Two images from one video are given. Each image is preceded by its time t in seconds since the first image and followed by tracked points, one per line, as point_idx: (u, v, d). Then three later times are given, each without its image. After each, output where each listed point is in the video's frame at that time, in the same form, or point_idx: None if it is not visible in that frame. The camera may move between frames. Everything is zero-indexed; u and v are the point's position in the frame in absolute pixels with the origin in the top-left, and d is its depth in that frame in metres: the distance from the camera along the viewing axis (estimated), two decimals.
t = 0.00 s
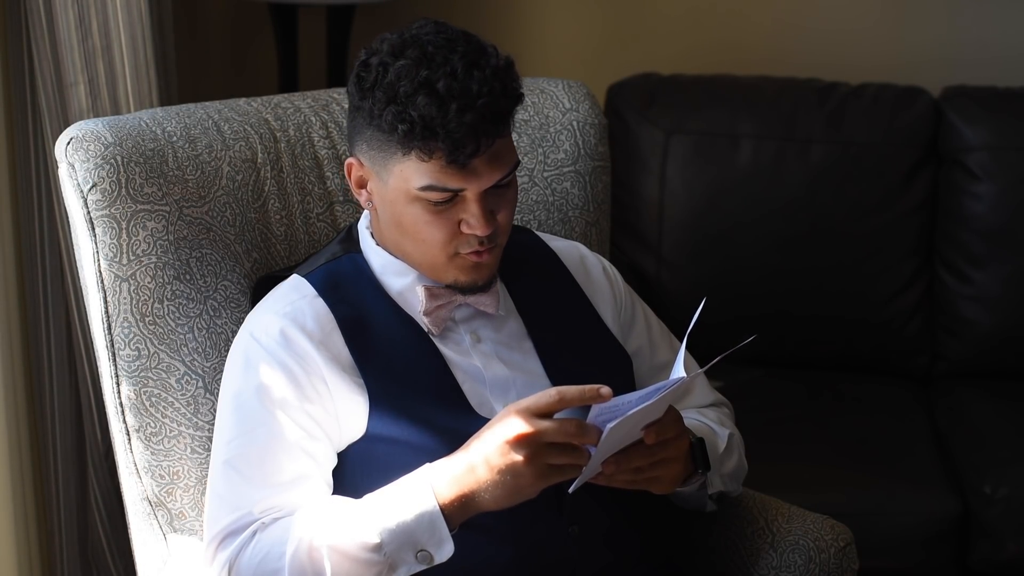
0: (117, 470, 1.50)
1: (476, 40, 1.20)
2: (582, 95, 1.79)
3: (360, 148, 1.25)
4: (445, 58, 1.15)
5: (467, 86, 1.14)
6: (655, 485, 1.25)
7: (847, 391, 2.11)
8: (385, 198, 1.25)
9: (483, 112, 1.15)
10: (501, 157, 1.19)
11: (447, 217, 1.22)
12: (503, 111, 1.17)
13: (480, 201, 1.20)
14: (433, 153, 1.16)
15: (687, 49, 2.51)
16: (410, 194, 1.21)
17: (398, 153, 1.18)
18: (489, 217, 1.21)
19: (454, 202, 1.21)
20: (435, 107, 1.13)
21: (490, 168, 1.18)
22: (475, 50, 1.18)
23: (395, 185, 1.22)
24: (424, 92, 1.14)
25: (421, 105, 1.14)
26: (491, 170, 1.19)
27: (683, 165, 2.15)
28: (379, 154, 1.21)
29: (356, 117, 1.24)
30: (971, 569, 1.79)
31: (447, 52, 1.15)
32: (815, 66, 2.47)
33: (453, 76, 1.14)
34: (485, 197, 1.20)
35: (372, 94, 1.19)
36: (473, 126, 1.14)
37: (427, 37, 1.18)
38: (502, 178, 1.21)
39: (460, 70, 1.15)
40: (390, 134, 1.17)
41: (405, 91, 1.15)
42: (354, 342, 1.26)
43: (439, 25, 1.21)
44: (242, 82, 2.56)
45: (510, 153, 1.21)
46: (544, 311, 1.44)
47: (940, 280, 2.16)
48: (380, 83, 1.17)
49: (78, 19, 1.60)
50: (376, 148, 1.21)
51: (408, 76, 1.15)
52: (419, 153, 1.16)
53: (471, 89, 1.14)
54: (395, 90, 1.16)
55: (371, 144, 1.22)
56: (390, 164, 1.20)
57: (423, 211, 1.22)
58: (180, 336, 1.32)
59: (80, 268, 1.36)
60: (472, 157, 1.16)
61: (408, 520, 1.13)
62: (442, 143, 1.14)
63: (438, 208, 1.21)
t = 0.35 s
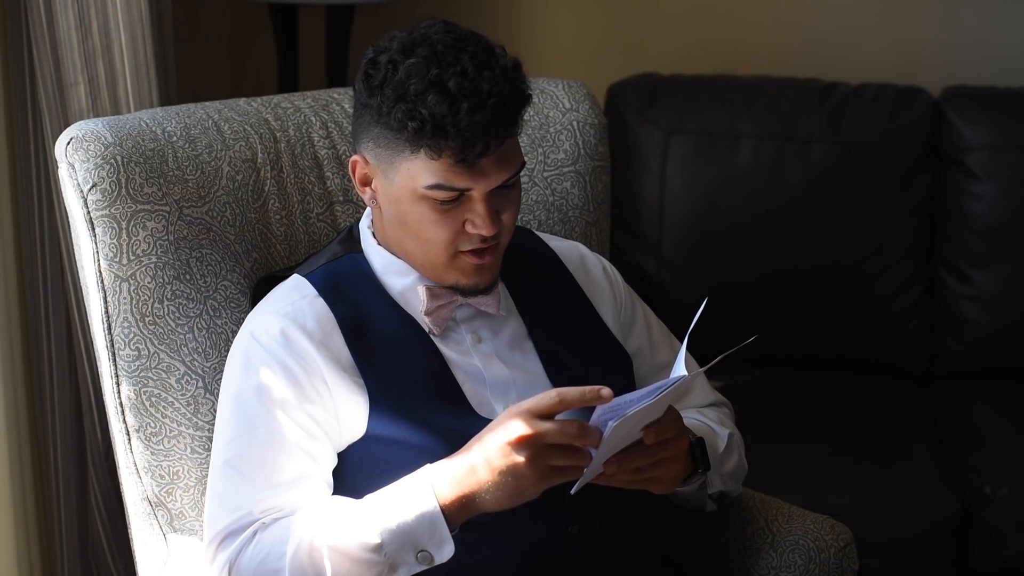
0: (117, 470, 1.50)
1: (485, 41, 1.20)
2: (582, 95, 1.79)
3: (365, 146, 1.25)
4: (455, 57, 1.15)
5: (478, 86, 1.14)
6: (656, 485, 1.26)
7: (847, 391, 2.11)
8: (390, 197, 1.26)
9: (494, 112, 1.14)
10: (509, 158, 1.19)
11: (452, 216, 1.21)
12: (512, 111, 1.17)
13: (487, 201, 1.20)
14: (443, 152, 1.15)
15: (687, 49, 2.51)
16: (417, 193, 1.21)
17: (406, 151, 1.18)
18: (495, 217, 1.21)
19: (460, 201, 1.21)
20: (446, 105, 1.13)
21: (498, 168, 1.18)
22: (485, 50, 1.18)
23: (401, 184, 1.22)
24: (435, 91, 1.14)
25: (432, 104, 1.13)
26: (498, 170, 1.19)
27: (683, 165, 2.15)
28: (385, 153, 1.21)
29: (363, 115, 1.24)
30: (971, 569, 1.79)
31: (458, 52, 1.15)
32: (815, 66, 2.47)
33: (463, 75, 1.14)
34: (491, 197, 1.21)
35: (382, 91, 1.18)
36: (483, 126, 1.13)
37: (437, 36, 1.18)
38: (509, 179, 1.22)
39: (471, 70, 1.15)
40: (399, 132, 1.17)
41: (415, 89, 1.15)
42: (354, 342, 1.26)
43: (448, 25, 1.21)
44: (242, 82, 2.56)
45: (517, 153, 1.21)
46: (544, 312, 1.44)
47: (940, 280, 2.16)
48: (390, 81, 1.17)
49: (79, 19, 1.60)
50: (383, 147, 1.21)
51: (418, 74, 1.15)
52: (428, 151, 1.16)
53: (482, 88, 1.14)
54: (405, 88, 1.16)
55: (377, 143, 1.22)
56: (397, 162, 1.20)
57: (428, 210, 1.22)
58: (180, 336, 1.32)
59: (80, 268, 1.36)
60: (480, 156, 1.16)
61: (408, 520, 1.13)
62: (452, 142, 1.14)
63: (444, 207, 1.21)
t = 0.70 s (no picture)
0: (117, 470, 1.50)
1: (490, 41, 1.20)
2: (582, 95, 1.79)
3: (368, 145, 1.25)
4: (462, 57, 1.16)
5: (485, 87, 1.15)
6: (656, 484, 1.26)
7: (847, 391, 2.11)
8: (393, 196, 1.25)
9: (500, 113, 1.15)
10: (514, 159, 1.20)
11: (456, 216, 1.21)
12: (518, 112, 1.18)
13: (491, 201, 1.20)
14: (450, 152, 1.15)
15: (687, 49, 2.51)
16: (421, 193, 1.21)
17: (411, 151, 1.18)
18: (499, 217, 1.21)
19: (464, 201, 1.21)
20: (454, 106, 1.13)
21: (503, 169, 1.19)
22: (491, 50, 1.18)
23: (405, 184, 1.22)
24: (442, 91, 1.14)
25: (439, 104, 1.14)
26: (503, 171, 1.19)
27: (683, 165, 2.15)
28: (389, 152, 1.21)
29: (367, 114, 1.24)
30: (971, 569, 1.79)
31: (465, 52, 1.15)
32: (815, 66, 2.47)
33: (470, 76, 1.15)
34: (496, 197, 1.21)
35: (387, 91, 1.18)
36: (490, 127, 1.14)
37: (443, 36, 1.18)
38: (513, 180, 1.22)
39: (478, 71, 1.15)
40: (405, 132, 1.17)
41: (422, 90, 1.15)
42: (355, 342, 1.26)
43: (452, 25, 1.21)
44: (242, 82, 2.56)
45: (522, 154, 1.21)
46: (544, 312, 1.44)
47: (940, 280, 2.16)
48: (396, 81, 1.17)
49: (79, 19, 1.60)
50: (387, 146, 1.21)
51: (425, 75, 1.15)
52: (434, 151, 1.16)
53: (489, 89, 1.15)
54: (411, 89, 1.16)
55: (382, 142, 1.22)
56: (401, 162, 1.20)
57: (432, 210, 1.22)
58: (180, 336, 1.32)
59: (79, 268, 1.36)
60: (487, 157, 1.16)
61: (409, 521, 1.13)
62: (459, 142, 1.14)
63: (448, 207, 1.21)
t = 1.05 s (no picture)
0: (117, 470, 1.50)
1: (487, 41, 1.20)
2: (582, 95, 1.79)
3: (366, 146, 1.25)
4: (458, 57, 1.16)
5: (481, 86, 1.15)
6: (656, 485, 1.26)
7: (847, 391, 2.11)
8: (391, 197, 1.25)
9: (496, 113, 1.15)
10: (511, 159, 1.20)
11: (455, 217, 1.21)
12: (514, 112, 1.18)
13: (488, 201, 1.20)
14: (446, 152, 1.15)
15: (687, 49, 2.51)
16: (419, 193, 1.21)
17: (408, 151, 1.18)
18: (496, 217, 1.21)
19: (462, 201, 1.21)
20: (449, 106, 1.13)
21: (501, 168, 1.19)
22: (487, 50, 1.18)
23: (403, 184, 1.22)
24: (437, 91, 1.14)
25: (435, 104, 1.14)
26: (500, 171, 1.19)
27: (683, 165, 2.15)
28: (387, 153, 1.21)
29: (365, 115, 1.24)
30: (971, 569, 1.79)
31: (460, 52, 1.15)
32: (815, 66, 2.47)
33: (466, 75, 1.15)
34: (493, 197, 1.21)
35: (384, 91, 1.18)
36: (485, 127, 1.14)
37: (439, 36, 1.18)
38: (511, 179, 1.22)
39: (473, 70, 1.15)
40: (401, 133, 1.17)
41: (418, 90, 1.15)
42: (354, 341, 1.26)
43: (449, 25, 1.21)
44: (242, 82, 2.56)
45: (519, 154, 1.21)
46: (544, 312, 1.44)
47: (940, 280, 2.16)
48: (392, 81, 1.17)
49: (78, 19, 1.60)
50: (385, 147, 1.21)
51: (421, 75, 1.15)
52: (430, 152, 1.16)
53: (484, 89, 1.15)
54: (407, 89, 1.16)
55: (379, 143, 1.22)
56: (399, 162, 1.20)
57: (430, 210, 1.22)
58: (180, 336, 1.32)
59: (80, 268, 1.36)
60: (483, 157, 1.16)
61: (409, 520, 1.13)
62: (455, 142, 1.14)
63: (446, 207, 1.21)
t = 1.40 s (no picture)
0: (117, 470, 1.50)
1: (483, 44, 1.19)
2: (582, 95, 1.79)
3: (364, 150, 1.25)
4: (453, 62, 1.15)
5: (476, 92, 1.14)
6: (657, 484, 1.25)
7: (847, 391, 2.11)
8: (389, 201, 1.25)
9: (491, 118, 1.14)
10: (508, 162, 1.19)
11: (452, 222, 1.21)
12: (510, 117, 1.17)
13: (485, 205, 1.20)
14: (440, 159, 1.15)
15: (687, 49, 2.51)
16: (415, 198, 1.21)
17: (404, 157, 1.18)
18: (493, 221, 1.21)
19: (458, 206, 1.21)
20: (443, 112, 1.13)
21: (497, 173, 1.18)
22: (483, 54, 1.18)
23: (400, 189, 1.22)
24: (431, 97, 1.13)
25: (428, 111, 1.13)
26: (497, 175, 1.18)
27: (683, 165, 2.15)
28: (384, 158, 1.21)
29: (361, 119, 1.24)
30: (971, 569, 1.79)
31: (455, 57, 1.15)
32: (815, 66, 2.47)
33: (461, 81, 1.14)
34: (490, 201, 1.21)
35: (379, 97, 1.18)
36: (480, 133, 1.13)
37: (434, 40, 1.17)
38: (508, 183, 1.21)
39: (468, 75, 1.14)
40: (396, 139, 1.17)
41: (412, 96, 1.14)
42: (354, 342, 1.26)
43: (446, 28, 1.20)
44: (241, 82, 2.56)
45: (516, 158, 1.21)
46: (544, 312, 1.44)
47: (940, 280, 2.16)
48: (387, 86, 1.17)
49: (78, 19, 1.60)
50: (381, 152, 1.21)
51: (415, 80, 1.14)
52: (425, 158, 1.16)
53: (479, 94, 1.14)
54: (402, 94, 1.15)
55: (376, 147, 1.22)
56: (396, 168, 1.20)
57: (427, 215, 1.22)
58: (180, 336, 1.32)
59: (80, 268, 1.36)
60: (479, 162, 1.16)
61: (409, 518, 1.13)
62: (449, 149, 1.14)
63: (442, 212, 1.21)
